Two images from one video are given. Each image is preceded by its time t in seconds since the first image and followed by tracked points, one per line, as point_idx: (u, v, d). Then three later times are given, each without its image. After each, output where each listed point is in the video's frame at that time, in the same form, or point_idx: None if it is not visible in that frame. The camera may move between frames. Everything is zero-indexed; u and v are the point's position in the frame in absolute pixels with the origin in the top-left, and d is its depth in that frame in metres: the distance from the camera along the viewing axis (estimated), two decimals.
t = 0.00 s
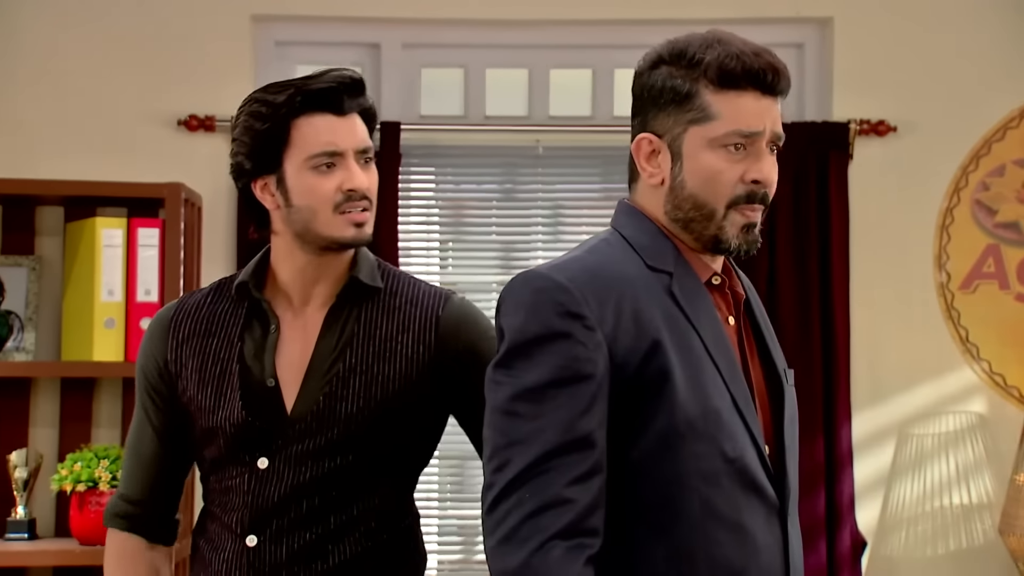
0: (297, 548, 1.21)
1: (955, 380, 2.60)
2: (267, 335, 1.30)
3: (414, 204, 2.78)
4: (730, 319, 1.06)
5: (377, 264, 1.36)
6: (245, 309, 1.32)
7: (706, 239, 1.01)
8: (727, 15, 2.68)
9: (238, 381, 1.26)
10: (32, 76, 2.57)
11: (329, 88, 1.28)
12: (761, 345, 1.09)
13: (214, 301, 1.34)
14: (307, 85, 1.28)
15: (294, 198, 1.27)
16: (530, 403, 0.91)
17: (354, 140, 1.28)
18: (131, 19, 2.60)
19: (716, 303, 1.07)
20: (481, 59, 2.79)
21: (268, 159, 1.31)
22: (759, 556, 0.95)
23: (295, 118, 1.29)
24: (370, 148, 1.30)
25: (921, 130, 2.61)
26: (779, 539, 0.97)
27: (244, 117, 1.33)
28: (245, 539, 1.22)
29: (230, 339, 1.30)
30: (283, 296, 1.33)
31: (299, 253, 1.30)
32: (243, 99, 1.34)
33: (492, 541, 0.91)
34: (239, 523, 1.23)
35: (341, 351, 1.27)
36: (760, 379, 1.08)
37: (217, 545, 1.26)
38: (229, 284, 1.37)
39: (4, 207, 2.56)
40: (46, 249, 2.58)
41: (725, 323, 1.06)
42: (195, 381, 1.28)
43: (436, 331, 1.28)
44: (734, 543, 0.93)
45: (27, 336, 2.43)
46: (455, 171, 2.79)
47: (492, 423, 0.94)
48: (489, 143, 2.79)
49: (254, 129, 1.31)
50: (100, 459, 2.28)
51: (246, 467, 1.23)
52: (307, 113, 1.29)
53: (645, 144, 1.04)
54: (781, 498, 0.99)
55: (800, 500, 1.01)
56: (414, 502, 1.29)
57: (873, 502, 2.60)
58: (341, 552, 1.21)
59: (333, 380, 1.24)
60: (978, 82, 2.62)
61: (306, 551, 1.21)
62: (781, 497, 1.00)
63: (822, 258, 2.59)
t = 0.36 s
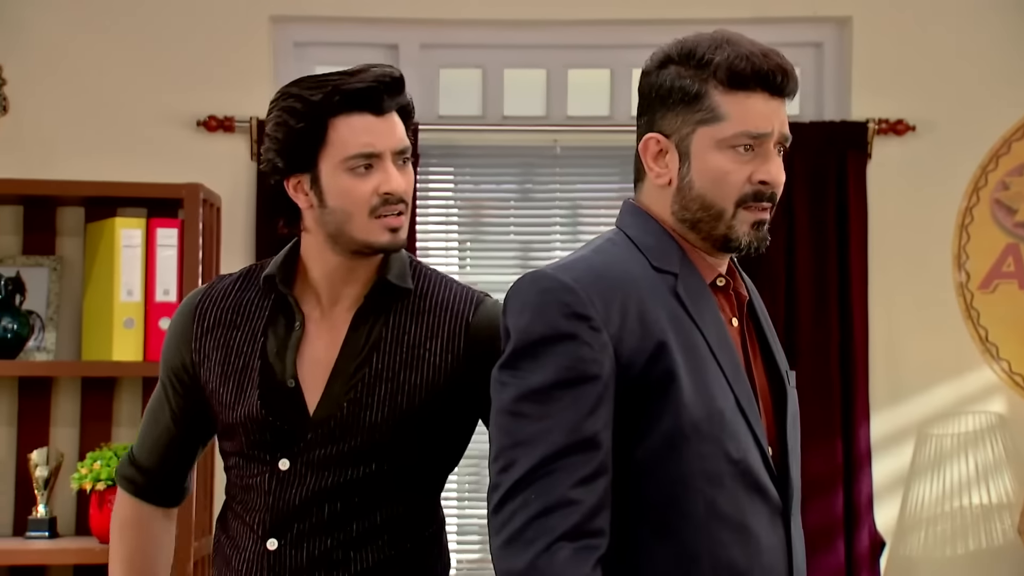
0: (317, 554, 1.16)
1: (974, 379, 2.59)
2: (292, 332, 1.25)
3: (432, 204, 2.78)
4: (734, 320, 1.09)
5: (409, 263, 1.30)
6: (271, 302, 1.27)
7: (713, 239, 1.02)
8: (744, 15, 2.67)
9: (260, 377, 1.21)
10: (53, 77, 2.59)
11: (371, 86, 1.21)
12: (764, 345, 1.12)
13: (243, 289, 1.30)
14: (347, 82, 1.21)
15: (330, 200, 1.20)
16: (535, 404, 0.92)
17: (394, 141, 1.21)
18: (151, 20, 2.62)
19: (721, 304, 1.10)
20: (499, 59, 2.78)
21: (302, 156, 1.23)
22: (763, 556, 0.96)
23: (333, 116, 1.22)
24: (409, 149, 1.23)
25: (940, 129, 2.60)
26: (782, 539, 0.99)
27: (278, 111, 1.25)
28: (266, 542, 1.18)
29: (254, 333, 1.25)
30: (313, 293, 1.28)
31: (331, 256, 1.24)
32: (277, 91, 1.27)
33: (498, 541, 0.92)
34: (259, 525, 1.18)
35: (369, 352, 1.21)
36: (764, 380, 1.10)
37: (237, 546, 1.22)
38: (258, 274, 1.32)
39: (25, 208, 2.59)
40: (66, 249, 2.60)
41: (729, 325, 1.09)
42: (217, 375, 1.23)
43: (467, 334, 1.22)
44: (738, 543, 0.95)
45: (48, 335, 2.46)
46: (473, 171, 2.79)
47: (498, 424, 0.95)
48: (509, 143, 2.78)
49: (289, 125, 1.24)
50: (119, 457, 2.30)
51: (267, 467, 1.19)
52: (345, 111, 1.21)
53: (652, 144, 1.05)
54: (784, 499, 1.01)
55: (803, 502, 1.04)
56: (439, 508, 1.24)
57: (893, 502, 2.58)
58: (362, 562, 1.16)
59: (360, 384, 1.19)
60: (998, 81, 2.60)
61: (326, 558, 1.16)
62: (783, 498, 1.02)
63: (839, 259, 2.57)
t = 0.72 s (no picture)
0: (326, 552, 1.19)
1: (989, 379, 2.58)
2: (297, 326, 1.27)
3: (446, 204, 2.79)
4: (731, 318, 1.12)
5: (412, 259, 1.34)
6: (274, 295, 1.30)
7: (708, 238, 1.04)
8: (758, 16, 2.67)
9: (268, 371, 1.23)
10: (70, 79, 2.62)
11: (391, 82, 1.22)
12: (761, 345, 1.16)
13: (241, 279, 1.33)
14: (368, 78, 1.22)
15: (346, 194, 1.21)
16: (534, 405, 0.93)
17: (411, 136, 1.23)
18: (167, 22, 2.65)
19: (718, 303, 1.12)
20: (513, 60, 2.80)
21: (318, 148, 1.24)
22: (763, 555, 0.99)
23: (353, 110, 1.22)
24: (424, 145, 1.25)
25: (953, 129, 2.59)
26: (781, 536, 1.02)
27: (294, 99, 1.25)
28: (272, 538, 1.20)
29: (256, 326, 1.27)
30: (316, 283, 1.30)
31: (343, 251, 1.25)
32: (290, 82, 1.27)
33: (499, 542, 0.94)
34: (265, 521, 1.21)
35: (378, 350, 1.25)
36: (762, 381, 1.15)
37: (235, 540, 1.23)
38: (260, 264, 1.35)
39: (44, 209, 2.62)
40: (84, 249, 2.64)
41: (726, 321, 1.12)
42: (217, 367, 1.25)
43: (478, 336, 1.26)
44: (739, 542, 0.97)
45: (66, 335, 2.49)
46: (487, 172, 2.81)
47: (497, 424, 0.96)
48: (523, 143, 2.79)
49: (308, 116, 1.24)
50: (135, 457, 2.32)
51: (273, 462, 1.21)
52: (365, 105, 1.23)
53: (647, 143, 1.07)
54: (783, 498, 1.04)
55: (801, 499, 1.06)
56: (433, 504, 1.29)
57: (905, 501, 2.59)
58: (368, 560, 1.20)
59: (372, 381, 1.22)
60: (1012, 81, 2.59)
61: (333, 555, 1.19)
62: (782, 496, 1.05)
63: (852, 259, 2.57)
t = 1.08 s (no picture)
0: (306, 544, 1.27)
1: (994, 374, 2.63)
2: (285, 321, 1.33)
3: (461, 205, 2.86)
4: (726, 313, 1.18)
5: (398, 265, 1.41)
6: (261, 291, 1.35)
7: (699, 234, 1.10)
8: (767, 20, 2.72)
9: (256, 366, 1.30)
10: (94, 82, 2.70)
11: (313, 121, 1.24)
12: (756, 339, 1.22)
13: (232, 274, 1.38)
14: (298, 109, 1.24)
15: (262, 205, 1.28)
16: (534, 399, 1.00)
17: (318, 174, 1.24)
18: (189, 28, 2.72)
19: (713, 296, 1.18)
20: (526, 64, 2.86)
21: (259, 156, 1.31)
22: (759, 542, 1.04)
23: (277, 132, 1.25)
24: (337, 186, 1.25)
25: (959, 130, 2.64)
26: (776, 525, 1.07)
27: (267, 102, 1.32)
28: (253, 531, 1.26)
29: (244, 319, 1.33)
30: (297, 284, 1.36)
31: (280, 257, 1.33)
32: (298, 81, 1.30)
33: (502, 534, 1.00)
34: (245, 513, 1.26)
35: (364, 351, 1.33)
36: (757, 371, 1.20)
37: (212, 531, 1.28)
38: (252, 259, 1.40)
39: (69, 209, 2.70)
40: (108, 250, 2.72)
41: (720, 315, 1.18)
42: (204, 357, 1.31)
43: (461, 343, 1.36)
44: (735, 530, 1.02)
45: (90, 333, 2.56)
46: (501, 173, 2.87)
47: (500, 419, 1.03)
48: (536, 145, 2.86)
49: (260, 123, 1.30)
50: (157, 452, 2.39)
51: (253, 455, 1.27)
52: (285, 137, 1.25)
53: (639, 143, 1.14)
54: (779, 488, 1.09)
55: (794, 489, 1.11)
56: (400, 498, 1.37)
57: (912, 494, 2.63)
58: (346, 552, 1.29)
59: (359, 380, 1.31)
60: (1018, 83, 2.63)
61: (312, 547, 1.28)
62: (778, 486, 1.10)
63: (859, 258, 2.61)
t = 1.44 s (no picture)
0: (318, 531, 1.29)
1: (1004, 367, 2.69)
2: (295, 315, 1.35)
3: (484, 203, 2.96)
4: (730, 309, 1.26)
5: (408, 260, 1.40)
6: (268, 285, 1.37)
7: (707, 231, 1.19)
8: (780, 22, 2.80)
9: (263, 357, 1.31)
10: (128, 83, 2.80)
11: (319, 118, 1.26)
12: (761, 337, 1.29)
13: (245, 266, 1.40)
14: (301, 109, 1.27)
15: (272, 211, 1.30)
16: (544, 395, 1.09)
17: (323, 171, 1.26)
18: (222, 32, 2.83)
19: (718, 294, 1.27)
20: (547, 66, 2.95)
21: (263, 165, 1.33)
22: (765, 534, 1.12)
23: (278, 136, 1.28)
24: (342, 178, 1.26)
25: (969, 130, 2.71)
26: (781, 517, 1.15)
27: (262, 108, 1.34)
28: (268, 518, 1.29)
29: (249, 310, 1.35)
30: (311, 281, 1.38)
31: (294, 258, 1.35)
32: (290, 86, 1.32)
33: (514, 525, 1.09)
34: (261, 501, 1.29)
35: (370, 345, 1.32)
36: (761, 366, 1.28)
37: (232, 516, 1.32)
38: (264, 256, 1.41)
39: (105, 208, 2.81)
40: (143, 246, 2.83)
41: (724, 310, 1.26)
42: (213, 349, 1.33)
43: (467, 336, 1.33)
44: (741, 521, 1.10)
45: (126, 327, 2.69)
46: (522, 172, 2.97)
47: (511, 414, 1.12)
48: (556, 145, 2.95)
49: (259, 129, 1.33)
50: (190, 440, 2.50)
51: (267, 444, 1.29)
52: (292, 137, 1.27)
53: (648, 143, 1.22)
54: (783, 480, 1.17)
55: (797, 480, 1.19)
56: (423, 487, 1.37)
57: (922, 484, 2.70)
58: (354, 541, 1.29)
59: (364, 375, 1.30)
60: None
61: (325, 535, 1.29)
62: (783, 477, 1.18)
63: (870, 255, 2.69)
